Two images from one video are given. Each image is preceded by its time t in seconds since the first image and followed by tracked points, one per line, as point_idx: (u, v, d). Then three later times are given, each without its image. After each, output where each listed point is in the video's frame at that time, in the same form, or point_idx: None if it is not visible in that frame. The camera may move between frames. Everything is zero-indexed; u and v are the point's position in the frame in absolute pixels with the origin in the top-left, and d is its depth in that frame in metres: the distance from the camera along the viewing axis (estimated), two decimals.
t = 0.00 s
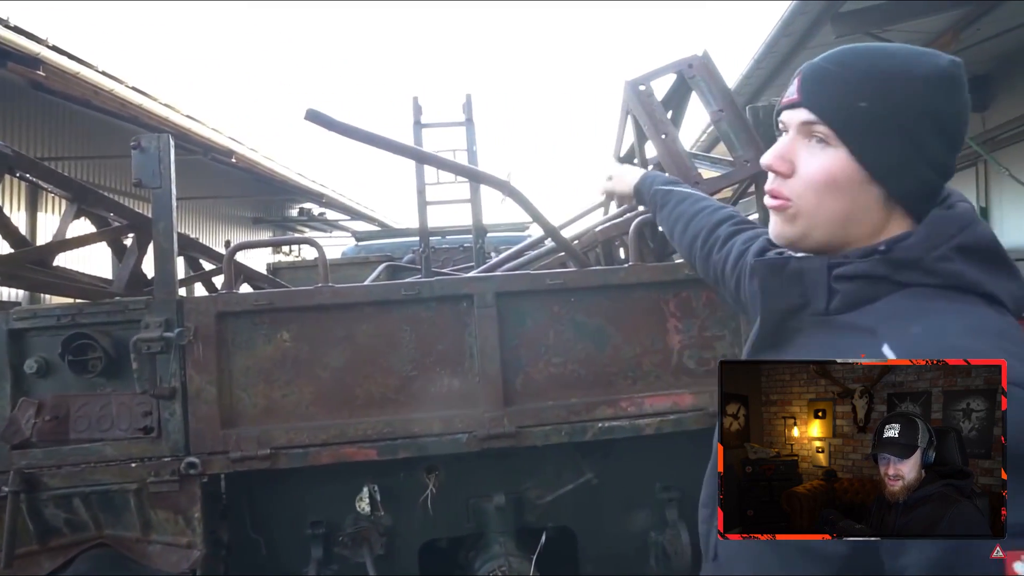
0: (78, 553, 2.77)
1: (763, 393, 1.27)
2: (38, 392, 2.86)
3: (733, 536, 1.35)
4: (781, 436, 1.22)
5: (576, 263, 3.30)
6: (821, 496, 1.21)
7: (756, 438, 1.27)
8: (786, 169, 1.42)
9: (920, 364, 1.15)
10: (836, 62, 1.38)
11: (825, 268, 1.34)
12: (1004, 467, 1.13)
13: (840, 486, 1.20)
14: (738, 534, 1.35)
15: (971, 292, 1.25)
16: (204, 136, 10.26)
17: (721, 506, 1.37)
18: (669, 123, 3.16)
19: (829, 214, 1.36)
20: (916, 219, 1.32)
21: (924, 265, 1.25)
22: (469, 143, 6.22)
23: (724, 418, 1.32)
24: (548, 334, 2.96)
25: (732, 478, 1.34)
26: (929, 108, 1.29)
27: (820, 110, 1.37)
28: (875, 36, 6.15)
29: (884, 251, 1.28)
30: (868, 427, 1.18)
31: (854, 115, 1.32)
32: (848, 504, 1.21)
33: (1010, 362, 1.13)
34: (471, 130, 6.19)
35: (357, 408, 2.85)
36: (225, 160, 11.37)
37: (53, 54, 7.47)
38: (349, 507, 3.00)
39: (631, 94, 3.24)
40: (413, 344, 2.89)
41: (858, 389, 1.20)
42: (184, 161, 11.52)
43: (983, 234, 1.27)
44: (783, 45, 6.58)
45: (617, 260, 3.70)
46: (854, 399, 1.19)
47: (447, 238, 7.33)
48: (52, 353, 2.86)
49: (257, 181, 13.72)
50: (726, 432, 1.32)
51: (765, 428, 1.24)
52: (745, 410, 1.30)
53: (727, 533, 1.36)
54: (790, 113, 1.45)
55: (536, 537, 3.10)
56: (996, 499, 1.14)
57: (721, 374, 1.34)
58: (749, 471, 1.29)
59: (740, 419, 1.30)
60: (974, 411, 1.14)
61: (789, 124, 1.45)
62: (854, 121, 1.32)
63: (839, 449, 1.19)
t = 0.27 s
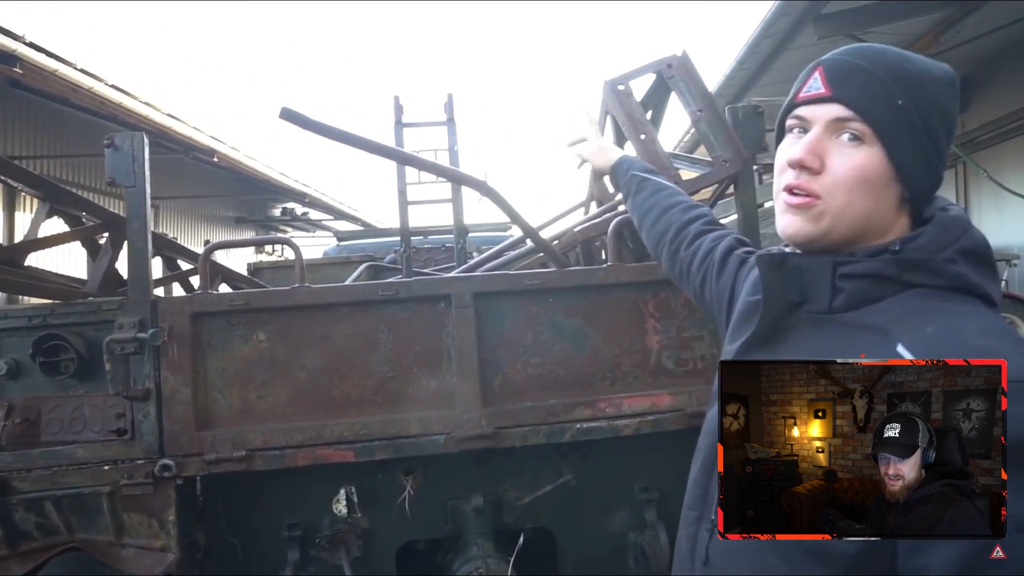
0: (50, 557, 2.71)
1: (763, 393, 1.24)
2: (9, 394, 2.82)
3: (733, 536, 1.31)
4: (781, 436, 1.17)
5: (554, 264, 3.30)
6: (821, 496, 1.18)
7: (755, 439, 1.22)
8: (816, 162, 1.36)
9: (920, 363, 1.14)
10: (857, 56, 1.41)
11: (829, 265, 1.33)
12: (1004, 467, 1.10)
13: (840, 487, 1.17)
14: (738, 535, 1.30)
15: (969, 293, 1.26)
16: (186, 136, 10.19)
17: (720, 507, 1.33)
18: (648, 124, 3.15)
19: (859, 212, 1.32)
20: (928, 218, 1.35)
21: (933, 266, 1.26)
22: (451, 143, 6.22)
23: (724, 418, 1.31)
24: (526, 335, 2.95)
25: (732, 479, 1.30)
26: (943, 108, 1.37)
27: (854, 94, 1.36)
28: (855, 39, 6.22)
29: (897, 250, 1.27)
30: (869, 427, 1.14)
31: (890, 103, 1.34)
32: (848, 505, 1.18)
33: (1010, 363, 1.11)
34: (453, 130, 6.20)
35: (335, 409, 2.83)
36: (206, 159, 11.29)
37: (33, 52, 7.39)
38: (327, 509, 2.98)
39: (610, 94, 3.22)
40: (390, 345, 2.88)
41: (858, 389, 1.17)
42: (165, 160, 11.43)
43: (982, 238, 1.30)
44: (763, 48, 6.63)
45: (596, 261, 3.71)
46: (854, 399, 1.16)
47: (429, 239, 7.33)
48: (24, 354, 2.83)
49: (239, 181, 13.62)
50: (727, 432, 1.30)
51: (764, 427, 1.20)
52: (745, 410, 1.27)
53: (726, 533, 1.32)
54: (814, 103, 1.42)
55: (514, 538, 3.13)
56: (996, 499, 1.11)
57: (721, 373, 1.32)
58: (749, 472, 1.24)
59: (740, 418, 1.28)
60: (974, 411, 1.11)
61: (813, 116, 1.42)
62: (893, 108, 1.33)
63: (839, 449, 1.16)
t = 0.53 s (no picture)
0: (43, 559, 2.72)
1: (764, 394, 1.35)
2: (3, 397, 2.83)
3: (733, 536, 1.39)
4: (781, 436, 1.27)
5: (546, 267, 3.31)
6: (822, 496, 1.28)
7: (755, 438, 1.32)
8: (817, 175, 1.41)
9: (920, 364, 1.25)
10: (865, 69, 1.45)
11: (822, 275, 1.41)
12: (1004, 467, 1.18)
13: (840, 486, 1.28)
14: (738, 534, 1.39)
15: (954, 302, 1.36)
16: (180, 136, 10.16)
17: (720, 507, 1.41)
18: (640, 128, 3.17)
19: (859, 224, 1.39)
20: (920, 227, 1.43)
21: (924, 276, 1.34)
22: (445, 145, 6.23)
23: (725, 418, 1.41)
24: (519, 338, 2.98)
25: (732, 478, 1.39)
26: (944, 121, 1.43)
27: (861, 109, 1.40)
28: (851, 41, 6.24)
29: (888, 260, 1.35)
30: (869, 427, 1.25)
31: (896, 118, 1.38)
32: (848, 504, 1.28)
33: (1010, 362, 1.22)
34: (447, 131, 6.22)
35: (329, 411, 2.85)
36: (201, 159, 11.26)
37: (26, 51, 7.32)
38: (320, 511, 3.00)
39: (602, 98, 3.23)
40: (382, 348, 2.89)
41: (858, 389, 1.28)
42: (160, 160, 11.39)
43: (970, 249, 1.39)
44: (758, 49, 6.65)
45: (588, 265, 3.74)
46: (854, 399, 1.27)
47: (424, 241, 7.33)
48: (16, 357, 2.83)
49: (234, 181, 13.59)
50: (727, 432, 1.39)
51: (765, 428, 1.30)
52: (745, 410, 1.37)
53: (726, 534, 1.40)
54: (819, 114, 1.46)
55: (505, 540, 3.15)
56: (996, 499, 1.19)
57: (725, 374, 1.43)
58: (749, 471, 1.33)
59: (740, 419, 1.38)
60: (974, 411, 1.21)
61: (817, 128, 1.46)
62: (898, 123, 1.38)
63: (839, 448, 1.26)
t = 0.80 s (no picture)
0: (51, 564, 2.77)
1: (764, 394, 1.37)
2: (11, 405, 2.88)
3: (733, 536, 1.42)
4: (781, 436, 1.30)
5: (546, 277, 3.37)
6: (821, 496, 1.29)
7: (756, 438, 1.35)
8: (808, 203, 1.45)
9: (920, 365, 1.29)
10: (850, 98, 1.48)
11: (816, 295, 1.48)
12: (1003, 467, 1.24)
13: (840, 486, 1.29)
14: (737, 534, 1.41)
15: (944, 324, 1.42)
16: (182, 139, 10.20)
17: (720, 507, 1.43)
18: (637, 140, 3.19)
19: (852, 251, 1.43)
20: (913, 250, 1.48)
21: (914, 299, 1.41)
22: (447, 151, 6.28)
23: (725, 418, 1.44)
24: (519, 347, 3.02)
25: (733, 479, 1.41)
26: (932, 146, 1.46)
27: (847, 138, 1.44)
28: (852, 46, 6.27)
29: (880, 284, 1.42)
30: (869, 427, 1.26)
31: (882, 147, 1.42)
32: (848, 504, 1.29)
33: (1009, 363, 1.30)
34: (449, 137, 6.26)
35: (332, 418, 2.90)
36: (203, 162, 11.30)
37: (30, 56, 7.35)
38: (323, 516, 3.05)
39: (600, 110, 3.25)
40: (384, 357, 2.94)
41: (858, 390, 1.30)
42: (162, 164, 11.44)
43: (960, 274, 1.46)
44: (758, 53, 6.68)
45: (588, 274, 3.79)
46: (853, 399, 1.29)
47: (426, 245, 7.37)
48: (26, 365, 2.89)
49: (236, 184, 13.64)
50: (727, 432, 1.42)
51: (765, 428, 1.33)
52: (745, 410, 1.40)
53: (726, 534, 1.42)
54: (808, 142, 1.50)
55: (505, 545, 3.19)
56: (996, 499, 1.24)
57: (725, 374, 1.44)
58: (749, 471, 1.36)
59: (740, 418, 1.40)
60: (974, 410, 1.27)
61: (807, 156, 1.50)
62: (887, 152, 1.42)
63: (839, 449, 1.28)
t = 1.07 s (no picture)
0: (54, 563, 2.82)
1: (763, 393, 1.27)
2: (14, 407, 2.92)
3: (733, 535, 1.34)
4: (781, 436, 1.20)
5: (541, 280, 3.40)
6: (821, 496, 1.19)
7: (756, 438, 1.25)
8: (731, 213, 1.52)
9: (919, 364, 1.19)
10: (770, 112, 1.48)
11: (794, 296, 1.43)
12: (1003, 467, 1.18)
13: (840, 488, 1.18)
14: (738, 534, 1.33)
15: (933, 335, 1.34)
16: (184, 140, 10.29)
17: (721, 507, 1.35)
18: (632, 144, 3.24)
19: (768, 247, 1.42)
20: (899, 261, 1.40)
21: (899, 309, 1.33)
22: (446, 153, 6.33)
23: (725, 418, 1.35)
24: (514, 349, 3.06)
25: (733, 479, 1.32)
26: (856, 136, 1.32)
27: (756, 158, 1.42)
28: (851, 47, 6.29)
29: (864, 293, 1.33)
30: (869, 427, 1.15)
31: (781, 151, 1.38)
32: (848, 505, 1.18)
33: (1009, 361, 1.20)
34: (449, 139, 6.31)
35: (330, 420, 2.94)
36: (205, 163, 11.37)
37: (33, 57, 7.40)
38: (322, 516, 3.08)
39: (596, 115, 3.31)
40: (382, 359, 2.98)
41: (858, 389, 1.19)
42: (164, 164, 11.50)
43: (946, 283, 1.38)
44: (759, 54, 6.71)
45: (584, 277, 3.83)
46: (854, 399, 1.18)
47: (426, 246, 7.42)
48: (27, 368, 2.93)
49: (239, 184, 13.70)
50: (727, 431, 1.33)
51: (764, 428, 1.23)
52: (745, 410, 1.30)
53: (727, 533, 1.34)
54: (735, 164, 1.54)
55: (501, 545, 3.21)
56: (996, 500, 1.17)
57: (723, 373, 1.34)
58: (749, 472, 1.28)
59: (740, 418, 1.31)
60: (974, 410, 1.17)
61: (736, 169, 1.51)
62: (784, 165, 1.37)
63: (839, 449, 1.17)
